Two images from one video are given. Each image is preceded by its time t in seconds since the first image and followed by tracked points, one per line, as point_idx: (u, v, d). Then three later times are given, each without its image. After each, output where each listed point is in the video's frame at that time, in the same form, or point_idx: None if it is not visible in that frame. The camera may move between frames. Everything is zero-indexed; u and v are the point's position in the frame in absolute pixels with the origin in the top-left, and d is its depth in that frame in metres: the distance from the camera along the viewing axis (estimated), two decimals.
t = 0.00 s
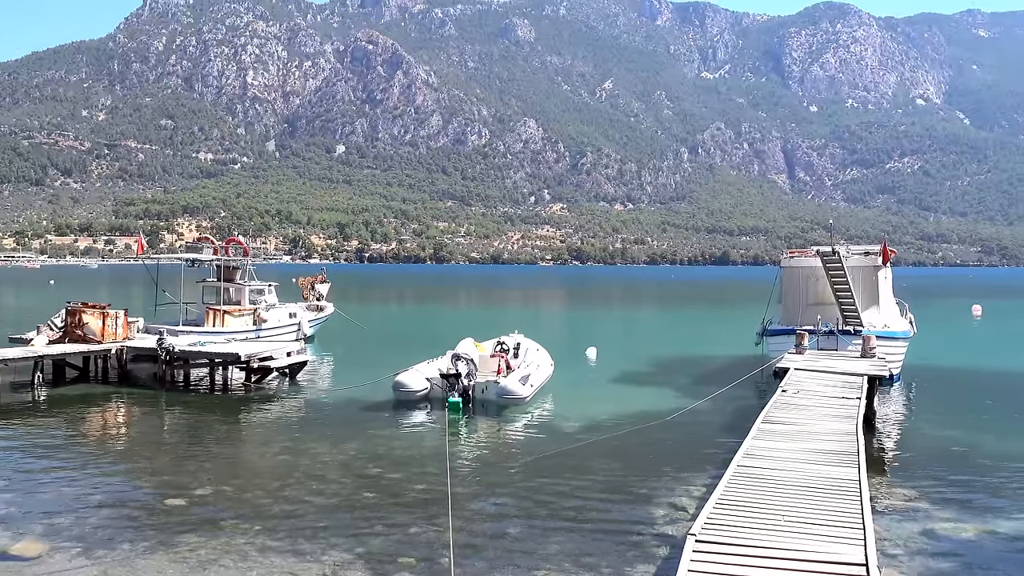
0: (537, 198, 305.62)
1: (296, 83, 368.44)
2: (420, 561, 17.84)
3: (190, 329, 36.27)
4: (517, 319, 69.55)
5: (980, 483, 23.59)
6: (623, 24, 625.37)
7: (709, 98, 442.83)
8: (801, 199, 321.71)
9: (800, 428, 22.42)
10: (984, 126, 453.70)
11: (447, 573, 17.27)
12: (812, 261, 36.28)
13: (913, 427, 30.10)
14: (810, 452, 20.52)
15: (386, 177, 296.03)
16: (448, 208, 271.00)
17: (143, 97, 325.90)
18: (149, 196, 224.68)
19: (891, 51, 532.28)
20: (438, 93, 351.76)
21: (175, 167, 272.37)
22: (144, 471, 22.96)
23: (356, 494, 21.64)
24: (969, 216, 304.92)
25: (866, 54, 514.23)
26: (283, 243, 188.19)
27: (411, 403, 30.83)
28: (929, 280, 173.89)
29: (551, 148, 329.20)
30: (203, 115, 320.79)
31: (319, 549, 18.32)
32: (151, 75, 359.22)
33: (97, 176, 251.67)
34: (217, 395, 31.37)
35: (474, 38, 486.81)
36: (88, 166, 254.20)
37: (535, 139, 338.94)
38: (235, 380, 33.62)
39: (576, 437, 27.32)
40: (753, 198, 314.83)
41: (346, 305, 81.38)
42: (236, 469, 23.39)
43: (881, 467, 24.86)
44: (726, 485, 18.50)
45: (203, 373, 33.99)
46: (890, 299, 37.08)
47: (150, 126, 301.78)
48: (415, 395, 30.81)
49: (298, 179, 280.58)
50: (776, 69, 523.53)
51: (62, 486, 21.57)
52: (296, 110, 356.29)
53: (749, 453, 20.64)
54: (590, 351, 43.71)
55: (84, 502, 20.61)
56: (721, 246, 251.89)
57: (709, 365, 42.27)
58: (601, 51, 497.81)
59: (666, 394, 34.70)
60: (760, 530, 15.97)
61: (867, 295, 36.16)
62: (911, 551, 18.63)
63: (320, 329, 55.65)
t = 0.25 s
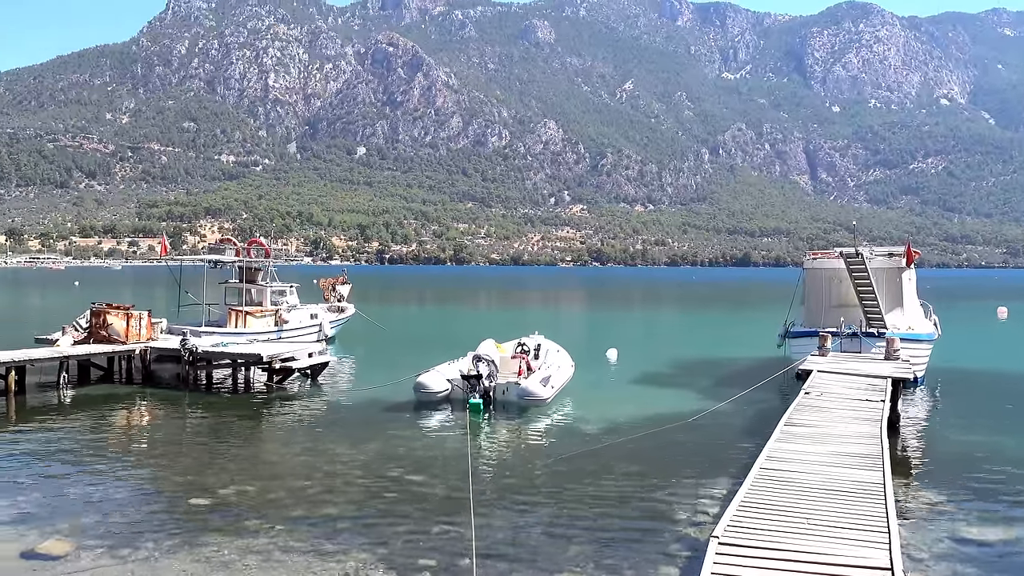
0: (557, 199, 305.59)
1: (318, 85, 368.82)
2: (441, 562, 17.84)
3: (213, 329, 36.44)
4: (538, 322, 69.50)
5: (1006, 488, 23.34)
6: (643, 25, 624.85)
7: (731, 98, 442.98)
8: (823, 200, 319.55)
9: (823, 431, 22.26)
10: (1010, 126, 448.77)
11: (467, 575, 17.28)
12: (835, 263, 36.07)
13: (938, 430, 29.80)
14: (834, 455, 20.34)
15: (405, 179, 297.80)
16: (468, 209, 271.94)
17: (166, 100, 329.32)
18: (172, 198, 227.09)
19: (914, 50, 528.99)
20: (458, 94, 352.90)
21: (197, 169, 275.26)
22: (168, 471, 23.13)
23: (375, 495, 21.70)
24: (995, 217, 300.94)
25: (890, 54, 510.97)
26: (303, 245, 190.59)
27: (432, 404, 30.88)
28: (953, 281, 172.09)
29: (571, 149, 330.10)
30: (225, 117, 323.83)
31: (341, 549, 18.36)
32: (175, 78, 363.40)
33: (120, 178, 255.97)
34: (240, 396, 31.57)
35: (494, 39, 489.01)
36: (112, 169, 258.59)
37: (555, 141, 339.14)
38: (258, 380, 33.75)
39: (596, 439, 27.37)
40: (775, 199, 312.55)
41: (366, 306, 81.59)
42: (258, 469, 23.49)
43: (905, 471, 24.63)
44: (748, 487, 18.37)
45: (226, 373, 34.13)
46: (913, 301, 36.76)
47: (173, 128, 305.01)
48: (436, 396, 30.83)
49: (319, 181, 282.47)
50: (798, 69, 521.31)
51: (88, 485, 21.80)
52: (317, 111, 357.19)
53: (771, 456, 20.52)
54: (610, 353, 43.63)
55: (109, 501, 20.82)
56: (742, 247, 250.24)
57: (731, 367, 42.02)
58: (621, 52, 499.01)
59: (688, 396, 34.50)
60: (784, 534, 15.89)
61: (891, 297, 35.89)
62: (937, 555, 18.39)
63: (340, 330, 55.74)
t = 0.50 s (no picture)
0: (577, 201, 305.44)
1: (338, 88, 373.33)
2: (462, 564, 17.85)
3: (235, 331, 36.68)
4: (559, 323, 69.43)
5: None
6: (663, 25, 624.96)
7: (752, 99, 443.80)
8: (846, 201, 317.17)
9: (847, 433, 22.08)
10: None
11: None
12: (858, 264, 35.81)
13: (964, 433, 29.48)
14: (857, 458, 20.19)
15: (426, 181, 299.40)
16: (488, 211, 272.76)
17: (189, 103, 332.92)
18: (195, 200, 229.71)
19: (938, 50, 525.03)
20: (478, 96, 354.20)
21: (220, 171, 278.42)
22: (192, 470, 23.36)
23: (396, 496, 21.79)
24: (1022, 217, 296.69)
25: (913, 53, 507.54)
26: (324, 247, 192.52)
27: (453, 405, 30.95)
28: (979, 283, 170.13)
29: (591, 150, 331.08)
30: (247, 120, 327.02)
31: (362, 550, 18.43)
32: (198, 82, 367.82)
33: (144, 181, 259.77)
34: (261, 396, 31.81)
35: (514, 41, 491.27)
36: (136, 171, 262.36)
37: (575, 142, 339.39)
38: (279, 381, 33.99)
39: (617, 440, 27.33)
40: (797, 199, 310.16)
41: (387, 307, 81.99)
42: (279, 469, 23.65)
43: (930, 475, 24.39)
44: (771, 490, 18.27)
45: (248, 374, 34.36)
46: (938, 303, 36.38)
47: (196, 131, 308.38)
48: (456, 397, 30.91)
49: (340, 183, 284.29)
50: (820, 70, 519.10)
51: (113, 484, 22.03)
52: (337, 114, 361.02)
53: (794, 458, 20.36)
54: (631, 355, 43.55)
55: (132, 500, 21.02)
56: (764, 248, 248.54)
57: (753, 369, 41.80)
58: (641, 53, 499.99)
59: (709, 398, 34.37)
60: (807, 536, 15.78)
61: (915, 298, 35.54)
62: (962, 561, 18.19)
63: (361, 331, 56.05)
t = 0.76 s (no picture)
0: (597, 202, 305.25)
1: (359, 91, 379.07)
2: (483, 565, 17.94)
3: (257, 331, 36.98)
4: (579, 324, 69.45)
5: None
6: (684, 26, 624.36)
7: (773, 99, 443.13)
8: (869, 202, 314.41)
9: (870, 436, 21.90)
10: None
11: None
12: (882, 265, 35.52)
13: (990, 438, 29.09)
14: (880, 461, 20.02)
15: (446, 183, 300.52)
16: (508, 212, 273.34)
17: (211, 106, 336.04)
18: (217, 203, 231.88)
19: (963, 49, 520.66)
20: (498, 98, 354.98)
21: (242, 174, 281.24)
22: (214, 470, 23.51)
23: (417, 496, 21.84)
24: None
25: (937, 52, 503.55)
26: (345, 249, 194.91)
27: (473, 407, 31.00)
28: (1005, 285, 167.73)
29: (611, 152, 331.69)
30: (269, 123, 330.24)
31: (385, 551, 18.50)
32: (220, 85, 371.98)
33: (167, 183, 263.15)
34: (282, 397, 32.02)
35: (534, 43, 493.54)
36: (159, 174, 265.83)
37: (595, 143, 339.82)
38: (301, 382, 34.19)
39: (638, 442, 27.29)
40: (819, 201, 307.73)
41: (407, 308, 82.32)
42: (302, 470, 23.79)
43: (954, 479, 24.13)
44: (795, 494, 18.06)
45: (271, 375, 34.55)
46: (963, 304, 35.97)
47: (218, 134, 311.56)
48: (476, 399, 31.01)
49: (361, 185, 286.77)
50: (842, 70, 516.63)
51: (137, 483, 22.24)
52: (358, 116, 366.27)
53: (817, 461, 20.20)
54: (652, 357, 43.43)
55: (157, 499, 21.24)
56: (785, 250, 246.69)
57: (775, 371, 41.58)
58: (662, 54, 502.26)
59: (730, 400, 34.20)
60: (831, 540, 15.69)
61: (940, 300, 35.21)
62: (990, 566, 17.94)
63: (382, 332, 56.27)
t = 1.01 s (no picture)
0: (617, 203, 304.67)
1: (380, 92, 384.60)
2: (505, 565, 17.94)
3: (279, 333, 37.17)
4: (599, 326, 69.37)
5: None
6: (705, 27, 623.40)
7: (795, 100, 441.58)
8: (892, 203, 311.18)
9: (894, 439, 21.70)
10: None
11: None
12: (906, 266, 35.16)
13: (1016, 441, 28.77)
14: (905, 464, 19.81)
15: (466, 185, 301.23)
16: (528, 214, 273.50)
17: (234, 109, 339.05)
18: (239, 205, 233.90)
19: (987, 48, 515.85)
20: (518, 100, 355.61)
21: (264, 177, 283.47)
22: (236, 469, 23.69)
23: (437, 497, 21.89)
24: None
25: (961, 52, 499.07)
26: (365, 250, 195.96)
27: (494, 408, 31.05)
28: None
29: (632, 153, 332.03)
30: (290, 125, 332.90)
31: (405, 552, 18.53)
32: (242, 88, 375.76)
33: (190, 185, 265.96)
34: (304, 398, 32.18)
35: (554, 44, 495.03)
36: (182, 176, 268.79)
37: (615, 145, 341.40)
38: (321, 384, 34.31)
39: (659, 444, 27.24)
40: (841, 201, 305.11)
41: (427, 310, 82.41)
42: (323, 470, 23.91)
43: (980, 483, 23.85)
44: (818, 498, 17.89)
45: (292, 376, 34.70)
46: (989, 306, 35.57)
47: (240, 136, 314.20)
48: (497, 400, 31.01)
49: (381, 187, 290.18)
50: (864, 70, 513.68)
51: (160, 483, 22.48)
52: (379, 119, 369.34)
53: (841, 465, 20.06)
54: (673, 358, 43.32)
55: (179, 498, 21.43)
56: (807, 252, 244.13)
57: (797, 373, 41.24)
58: (682, 54, 504.18)
59: (752, 402, 34.01)
60: (854, 542, 15.55)
61: (965, 302, 34.84)
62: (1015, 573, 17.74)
63: (402, 333, 56.35)
